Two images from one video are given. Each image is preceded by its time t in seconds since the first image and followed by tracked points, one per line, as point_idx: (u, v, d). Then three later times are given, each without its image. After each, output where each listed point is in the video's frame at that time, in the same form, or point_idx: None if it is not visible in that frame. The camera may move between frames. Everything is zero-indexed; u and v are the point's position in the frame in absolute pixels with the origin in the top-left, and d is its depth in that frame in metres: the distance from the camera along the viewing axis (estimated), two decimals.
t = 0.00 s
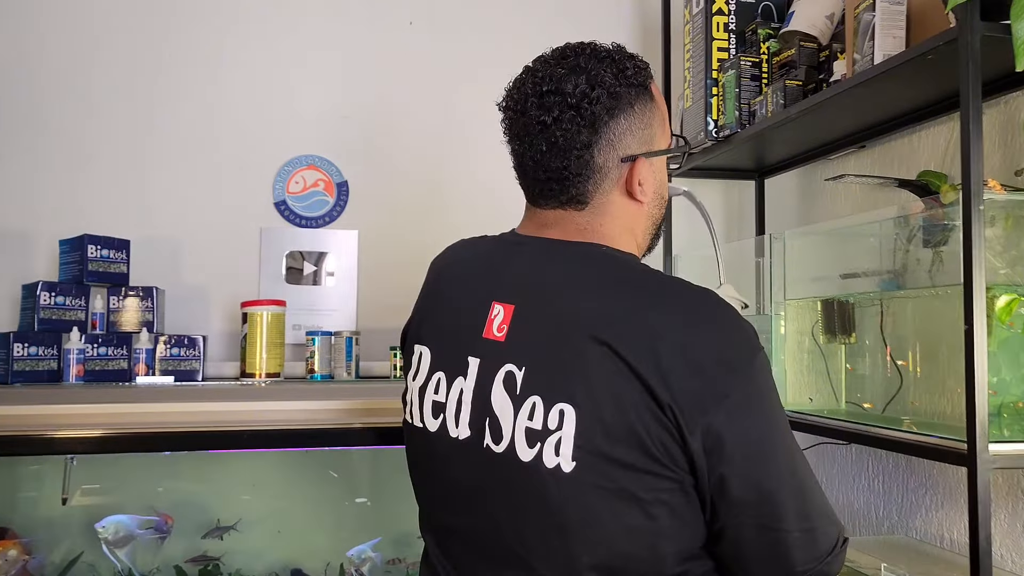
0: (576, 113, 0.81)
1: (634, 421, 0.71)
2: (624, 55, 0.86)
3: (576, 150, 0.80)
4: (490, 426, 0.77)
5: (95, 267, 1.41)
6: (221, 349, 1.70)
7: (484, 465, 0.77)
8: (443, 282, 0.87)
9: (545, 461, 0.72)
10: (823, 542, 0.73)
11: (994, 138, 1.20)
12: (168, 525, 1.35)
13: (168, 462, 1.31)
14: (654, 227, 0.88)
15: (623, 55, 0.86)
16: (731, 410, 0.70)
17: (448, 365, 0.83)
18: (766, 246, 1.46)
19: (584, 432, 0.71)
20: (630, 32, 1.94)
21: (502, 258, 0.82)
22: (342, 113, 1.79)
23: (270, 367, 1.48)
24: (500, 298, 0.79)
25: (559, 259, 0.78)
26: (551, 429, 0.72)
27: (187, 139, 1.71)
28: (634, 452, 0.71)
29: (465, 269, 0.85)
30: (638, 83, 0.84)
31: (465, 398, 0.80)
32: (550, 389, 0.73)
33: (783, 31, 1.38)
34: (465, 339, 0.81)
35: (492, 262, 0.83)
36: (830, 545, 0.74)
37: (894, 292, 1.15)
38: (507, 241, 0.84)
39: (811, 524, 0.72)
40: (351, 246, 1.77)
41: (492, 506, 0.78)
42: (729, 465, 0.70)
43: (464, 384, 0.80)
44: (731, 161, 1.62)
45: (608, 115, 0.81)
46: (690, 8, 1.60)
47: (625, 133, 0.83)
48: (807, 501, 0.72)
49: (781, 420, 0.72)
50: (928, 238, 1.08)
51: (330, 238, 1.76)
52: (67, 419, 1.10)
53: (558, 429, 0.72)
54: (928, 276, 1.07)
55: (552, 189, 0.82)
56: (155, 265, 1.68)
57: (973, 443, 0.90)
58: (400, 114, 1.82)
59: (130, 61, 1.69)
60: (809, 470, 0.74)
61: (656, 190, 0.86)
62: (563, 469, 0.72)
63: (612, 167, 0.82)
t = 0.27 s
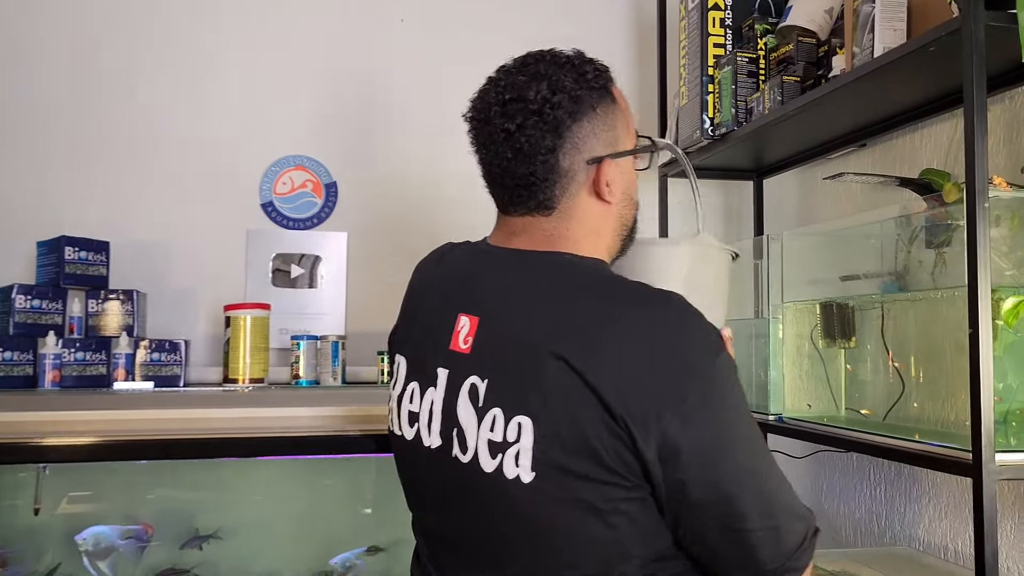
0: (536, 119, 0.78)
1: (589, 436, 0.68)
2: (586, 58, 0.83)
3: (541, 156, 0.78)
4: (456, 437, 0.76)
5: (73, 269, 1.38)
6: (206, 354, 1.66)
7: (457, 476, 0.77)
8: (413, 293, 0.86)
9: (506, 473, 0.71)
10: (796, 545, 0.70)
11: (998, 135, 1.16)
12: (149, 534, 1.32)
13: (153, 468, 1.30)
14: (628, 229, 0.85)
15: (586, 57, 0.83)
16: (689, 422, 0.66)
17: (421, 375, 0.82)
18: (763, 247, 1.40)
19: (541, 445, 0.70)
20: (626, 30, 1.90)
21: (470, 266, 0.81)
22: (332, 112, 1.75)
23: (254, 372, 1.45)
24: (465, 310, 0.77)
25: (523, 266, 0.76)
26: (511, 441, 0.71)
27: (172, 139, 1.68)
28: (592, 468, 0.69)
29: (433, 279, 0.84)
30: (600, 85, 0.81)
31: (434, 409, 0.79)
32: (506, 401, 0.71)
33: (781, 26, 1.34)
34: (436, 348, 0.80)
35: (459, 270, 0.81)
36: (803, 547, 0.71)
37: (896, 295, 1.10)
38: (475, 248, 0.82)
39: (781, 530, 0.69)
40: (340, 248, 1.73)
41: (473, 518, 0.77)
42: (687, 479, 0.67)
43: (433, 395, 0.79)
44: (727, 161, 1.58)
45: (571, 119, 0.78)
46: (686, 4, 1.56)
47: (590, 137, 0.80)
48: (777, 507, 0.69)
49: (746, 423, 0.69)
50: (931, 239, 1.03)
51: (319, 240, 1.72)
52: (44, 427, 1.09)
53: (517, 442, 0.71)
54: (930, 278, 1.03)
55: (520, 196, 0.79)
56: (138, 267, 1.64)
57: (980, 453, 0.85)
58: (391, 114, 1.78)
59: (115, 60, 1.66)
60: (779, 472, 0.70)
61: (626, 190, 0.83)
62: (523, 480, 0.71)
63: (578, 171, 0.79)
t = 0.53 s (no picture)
0: (490, 132, 0.80)
1: (551, 436, 0.72)
2: (539, 66, 0.84)
3: (498, 167, 0.80)
4: (428, 438, 0.82)
5: (53, 272, 1.35)
6: (192, 358, 1.62)
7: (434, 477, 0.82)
8: (395, 305, 0.93)
9: (472, 472, 0.77)
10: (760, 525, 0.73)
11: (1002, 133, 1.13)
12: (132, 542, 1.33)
13: (134, 478, 1.30)
14: (599, 229, 0.87)
15: (537, 65, 0.84)
16: (643, 420, 0.69)
17: (398, 379, 0.88)
18: (762, 249, 1.38)
19: (502, 445, 0.75)
20: (622, 29, 1.87)
21: (444, 279, 0.85)
22: (322, 113, 1.72)
23: (239, 376, 1.42)
24: (435, 318, 0.83)
25: (489, 275, 0.80)
26: (475, 443, 0.76)
27: (159, 140, 1.65)
28: (557, 467, 0.73)
29: (410, 292, 0.90)
30: (555, 91, 0.83)
31: (410, 412, 0.85)
32: (471, 406, 0.76)
33: (778, 23, 1.31)
34: (411, 352, 0.86)
35: (432, 283, 0.87)
36: (769, 528, 0.74)
37: (897, 297, 1.07)
38: (446, 261, 0.87)
39: (743, 513, 0.71)
40: (330, 250, 1.69)
41: (460, 518, 0.81)
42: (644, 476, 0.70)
43: (409, 398, 0.85)
44: (723, 161, 1.54)
45: (525, 128, 0.80)
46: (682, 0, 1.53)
47: (547, 143, 0.81)
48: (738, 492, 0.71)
49: (708, 416, 0.71)
50: (933, 239, 1.00)
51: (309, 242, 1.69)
52: (27, 433, 1.07)
53: (481, 443, 0.76)
54: (933, 279, 1.00)
55: (483, 206, 0.82)
56: (123, 270, 1.61)
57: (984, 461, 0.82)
58: (382, 114, 1.75)
59: (102, 60, 1.63)
60: (742, 459, 0.72)
61: (591, 192, 0.84)
62: (488, 479, 0.76)
63: (537, 177, 0.81)
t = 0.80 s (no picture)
0: (459, 149, 0.90)
1: (534, 441, 0.81)
2: (508, 86, 0.94)
3: (466, 182, 0.90)
4: (417, 441, 0.93)
5: (43, 277, 1.32)
6: (186, 364, 1.61)
7: (424, 476, 0.92)
8: (391, 318, 1.02)
9: (457, 473, 0.87)
10: (734, 502, 0.82)
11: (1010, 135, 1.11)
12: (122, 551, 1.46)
13: (131, 486, 1.45)
14: (573, 240, 0.96)
15: (507, 86, 0.94)
16: (614, 423, 0.77)
17: (389, 385, 0.99)
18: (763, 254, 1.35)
19: (486, 450, 0.84)
20: (621, 30, 1.86)
21: (435, 293, 0.94)
22: (318, 115, 1.70)
23: (233, 384, 1.40)
24: (422, 328, 0.93)
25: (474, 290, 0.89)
26: (459, 447, 0.86)
27: (153, 144, 1.63)
28: (543, 469, 0.82)
29: (405, 306, 0.99)
30: (520, 108, 0.91)
31: (401, 417, 0.96)
32: (458, 413, 0.86)
33: (781, 22, 1.29)
34: (402, 364, 0.96)
35: (421, 297, 0.96)
36: (743, 501, 0.82)
37: (903, 303, 1.04)
38: (437, 276, 0.96)
39: (716, 494, 0.80)
40: (327, 253, 1.67)
41: (452, 513, 0.90)
42: (620, 475, 0.79)
43: (400, 403, 0.96)
44: (725, 164, 1.52)
45: (490, 145, 0.90)
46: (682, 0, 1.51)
47: (512, 158, 0.91)
48: (710, 478, 0.79)
49: (676, 413, 0.78)
50: (940, 243, 0.97)
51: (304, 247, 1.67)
52: (46, 439, 1.17)
53: (464, 447, 0.86)
54: (939, 285, 0.97)
55: (457, 218, 0.93)
56: (117, 274, 1.59)
57: (994, 473, 0.79)
58: (379, 117, 1.73)
59: (94, 62, 1.61)
60: (713, 448, 0.80)
61: (561, 205, 0.93)
62: (472, 480, 0.86)
63: (504, 190, 0.91)
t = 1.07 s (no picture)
0: (454, 162, 0.91)
1: (522, 444, 0.79)
2: (509, 99, 0.93)
3: (460, 195, 0.91)
4: (412, 443, 0.91)
5: (35, 281, 1.31)
6: (180, 370, 1.59)
7: (419, 478, 0.91)
8: (387, 323, 1.02)
9: (451, 476, 0.85)
10: (725, 497, 0.80)
11: (1017, 137, 1.09)
12: (117, 559, 1.45)
13: (123, 494, 1.45)
14: (568, 253, 0.96)
15: (508, 98, 0.93)
16: (603, 425, 0.75)
17: (387, 386, 0.98)
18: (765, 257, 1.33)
19: (478, 454, 0.82)
20: (621, 33, 1.84)
21: (427, 298, 0.93)
22: (315, 119, 1.69)
23: (227, 390, 1.39)
24: (420, 330, 0.92)
25: (466, 292, 0.88)
26: (453, 449, 0.85)
27: (148, 148, 1.61)
28: (531, 472, 0.80)
29: (399, 311, 0.98)
30: (518, 122, 0.91)
31: (398, 419, 0.95)
32: (449, 416, 0.85)
33: (783, 24, 1.28)
34: (400, 366, 0.95)
35: (418, 299, 0.95)
36: (734, 494, 0.81)
37: (908, 309, 1.02)
38: (431, 281, 0.95)
39: (707, 490, 0.78)
40: (322, 260, 1.64)
41: (449, 518, 0.89)
42: (609, 478, 0.77)
43: (396, 405, 0.95)
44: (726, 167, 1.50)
45: (485, 158, 0.90)
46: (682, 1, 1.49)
47: (507, 173, 0.91)
48: (699, 473, 0.77)
49: (664, 410, 0.76)
50: (947, 246, 0.95)
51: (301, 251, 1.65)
52: (48, 449, 1.16)
53: (457, 450, 0.84)
54: (944, 290, 0.95)
55: (453, 229, 0.94)
56: (112, 279, 1.57)
57: (1003, 484, 0.77)
58: (377, 121, 1.72)
59: (89, 66, 1.60)
60: (701, 443, 0.78)
61: (557, 219, 0.93)
62: (465, 483, 0.84)
63: (498, 204, 0.91)
